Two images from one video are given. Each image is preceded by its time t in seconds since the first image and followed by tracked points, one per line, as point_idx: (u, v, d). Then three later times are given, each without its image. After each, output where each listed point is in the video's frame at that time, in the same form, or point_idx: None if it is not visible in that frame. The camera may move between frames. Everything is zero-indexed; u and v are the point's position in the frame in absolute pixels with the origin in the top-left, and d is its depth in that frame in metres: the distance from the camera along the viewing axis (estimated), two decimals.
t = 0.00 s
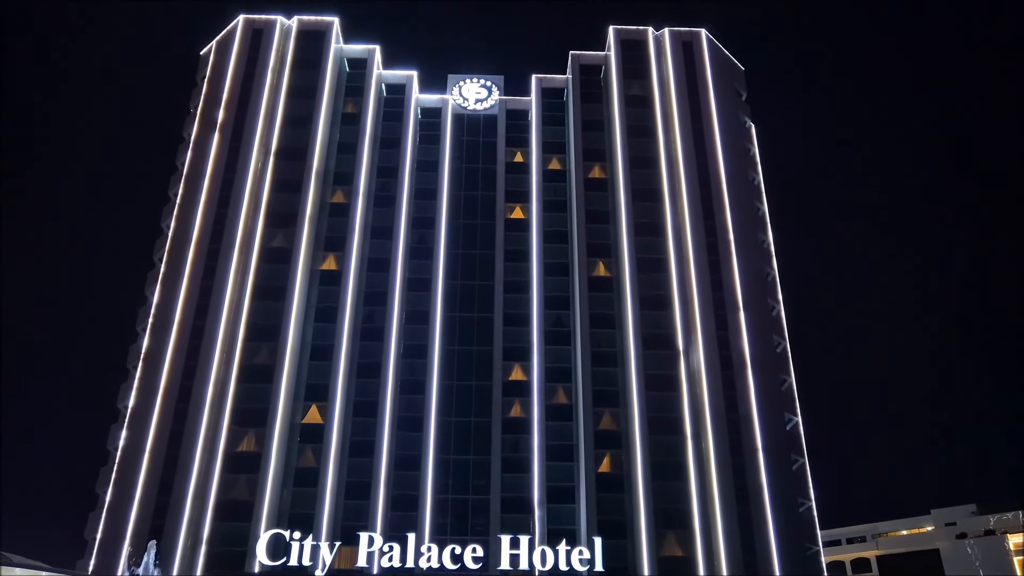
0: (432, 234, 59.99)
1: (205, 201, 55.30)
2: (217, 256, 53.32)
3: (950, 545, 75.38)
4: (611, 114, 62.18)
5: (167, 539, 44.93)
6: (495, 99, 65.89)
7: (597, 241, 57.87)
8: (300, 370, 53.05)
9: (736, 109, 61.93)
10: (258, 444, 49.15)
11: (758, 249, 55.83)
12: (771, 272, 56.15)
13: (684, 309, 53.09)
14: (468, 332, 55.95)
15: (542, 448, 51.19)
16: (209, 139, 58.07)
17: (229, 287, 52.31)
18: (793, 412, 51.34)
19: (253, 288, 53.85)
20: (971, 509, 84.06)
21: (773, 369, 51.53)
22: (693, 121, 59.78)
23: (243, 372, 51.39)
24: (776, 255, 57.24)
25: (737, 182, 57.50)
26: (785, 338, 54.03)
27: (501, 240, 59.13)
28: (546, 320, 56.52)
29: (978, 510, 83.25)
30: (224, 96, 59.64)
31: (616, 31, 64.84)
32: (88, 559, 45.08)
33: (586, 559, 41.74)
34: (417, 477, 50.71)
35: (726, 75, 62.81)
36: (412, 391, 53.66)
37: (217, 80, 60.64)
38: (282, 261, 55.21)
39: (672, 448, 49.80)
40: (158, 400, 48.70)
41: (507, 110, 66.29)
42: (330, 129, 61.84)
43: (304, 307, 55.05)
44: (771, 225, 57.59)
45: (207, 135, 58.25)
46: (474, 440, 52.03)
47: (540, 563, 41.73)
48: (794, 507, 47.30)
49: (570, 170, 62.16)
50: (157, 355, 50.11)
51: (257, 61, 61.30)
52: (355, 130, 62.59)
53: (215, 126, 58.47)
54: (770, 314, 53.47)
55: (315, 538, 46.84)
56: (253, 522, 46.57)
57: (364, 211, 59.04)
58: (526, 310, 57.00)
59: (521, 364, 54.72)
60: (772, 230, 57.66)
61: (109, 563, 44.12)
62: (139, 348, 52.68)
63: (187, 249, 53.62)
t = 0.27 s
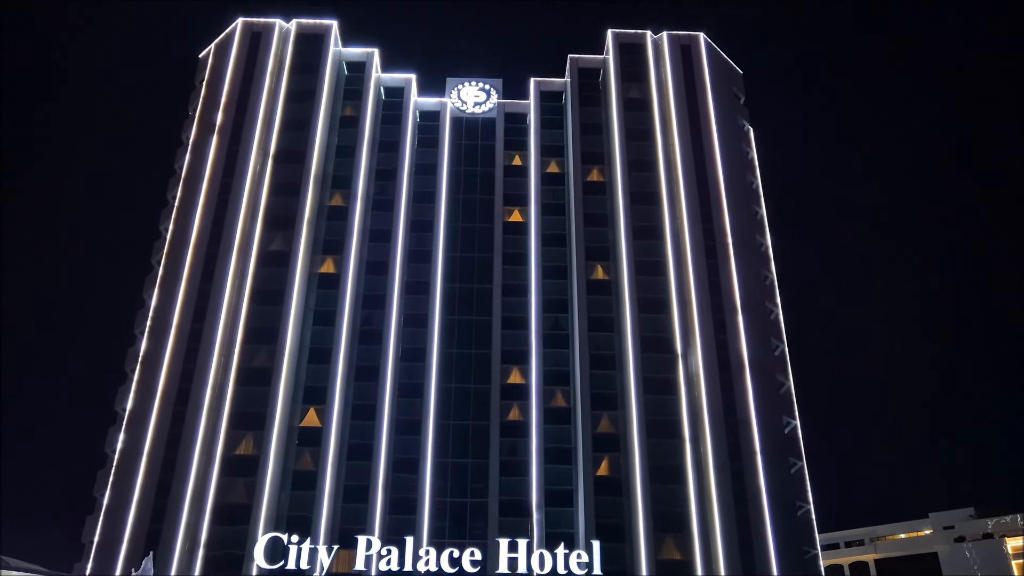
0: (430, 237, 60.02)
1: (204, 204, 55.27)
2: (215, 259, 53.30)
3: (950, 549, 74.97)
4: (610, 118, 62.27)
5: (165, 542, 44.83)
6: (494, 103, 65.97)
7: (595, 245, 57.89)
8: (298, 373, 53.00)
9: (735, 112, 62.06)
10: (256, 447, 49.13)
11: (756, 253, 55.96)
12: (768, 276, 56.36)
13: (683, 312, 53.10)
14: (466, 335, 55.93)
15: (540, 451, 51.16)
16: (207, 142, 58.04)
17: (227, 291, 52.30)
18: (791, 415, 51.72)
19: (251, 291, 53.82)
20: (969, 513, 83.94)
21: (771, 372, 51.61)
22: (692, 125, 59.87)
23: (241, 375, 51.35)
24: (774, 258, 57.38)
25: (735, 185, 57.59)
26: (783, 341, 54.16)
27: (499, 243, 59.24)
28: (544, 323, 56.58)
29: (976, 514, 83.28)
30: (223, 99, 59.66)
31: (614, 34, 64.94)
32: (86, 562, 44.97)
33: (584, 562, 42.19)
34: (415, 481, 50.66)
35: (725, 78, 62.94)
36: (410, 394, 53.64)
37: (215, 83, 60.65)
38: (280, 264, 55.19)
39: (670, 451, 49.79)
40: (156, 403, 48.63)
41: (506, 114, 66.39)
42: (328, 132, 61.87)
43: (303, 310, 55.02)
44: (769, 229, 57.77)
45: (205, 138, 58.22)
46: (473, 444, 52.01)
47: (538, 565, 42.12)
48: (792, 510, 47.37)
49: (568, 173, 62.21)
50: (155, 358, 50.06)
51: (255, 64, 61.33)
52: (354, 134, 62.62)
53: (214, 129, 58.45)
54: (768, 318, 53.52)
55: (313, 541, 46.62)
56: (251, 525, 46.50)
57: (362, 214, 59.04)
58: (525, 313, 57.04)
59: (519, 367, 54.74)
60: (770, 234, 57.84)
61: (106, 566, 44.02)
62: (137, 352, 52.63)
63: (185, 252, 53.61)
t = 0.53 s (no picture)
0: (429, 239, 60.02)
1: (202, 206, 55.23)
2: (214, 261, 53.28)
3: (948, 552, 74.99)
4: (608, 120, 62.31)
5: (162, 544, 44.73)
6: (492, 105, 66.07)
7: (593, 247, 57.89)
8: (296, 375, 52.94)
9: (733, 115, 62.17)
10: (254, 449, 49.05)
11: (755, 255, 56.03)
12: (766, 278, 56.46)
13: (681, 314, 53.15)
14: (465, 337, 55.92)
15: (538, 453, 51.17)
16: (206, 143, 58.00)
17: (225, 293, 52.25)
18: (790, 417, 51.91)
19: (249, 293, 53.79)
20: (967, 515, 83.86)
21: (769, 374, 51.64)
22: (691, 127, 59.93)
23: (239, 377, 51.27)
24: (772, 261, 57.49)
25: (733, 187, 57.65)
26: (781, 344, 54.25)
27: (498, 244, 59.25)
28: (543, 325, 56.59)
29: (975, 516, 83.35)
30: (222, 101, 59.66)
31: (613, 36, 65.02)
32: (84, 564, 44.88)
33: (582, 563, 42.20)
34: (414, 482, 50.62)
35: (723, 81, 63.04)
36: (409, 396, 53.60)
37: (214, 85, 60.64)
38: (278, 266, 55.16)
39: (668, 453, 49.83)
40: (154, 405, 48.57)
41: (504, 116, 66.46)
42: (327, 134, 61.87)
43: (301, 312, 54.98)
44: (767, 232, 57.85)
45: (204, 139, 58.17)
46: (471, 446, 51.97)
47: (536, 567, 42.16)
48: (789, 512, 47.45)
49: (567, 175, 62.22)
50: (153, 359, 49.99)
51: (254, 66, 61.37)
52: (353, 135, 62.62)
53: (213, 131, 58.41)
54: (766, 320, 53.58)
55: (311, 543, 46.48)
56: (249, 527, 46.44)
57: (361, 216, 59.02)
58: (523, 315, 57.04)
59: (518, 369, 54.75)
60: (768, 236, 57.94)
61: (104, 568, 43.97)
62: (135, 353, 52.59)
63: (183, 254, 53.57)
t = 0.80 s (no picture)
0: (427, 240, 60.01)
1: (200, 207, 55.18)
2: (212, 262, 53.26)
3: (946, 553, 75.11)
4: (607, 121, 62.32)
5: (160, 545, 44.72)
6: (491, 106, 66.08)
7: (592, 248, 57.92)
8: (295, 376, 52.90)
9: (731, 116, 62.28)
10: (252, 449, 48.97)
11: (753, 257, 56.04)
12: (765, 279, 56.48)
13: (679, 315, 53.21)
14: (463, 338, 55.92)
15: (537, 454, 51.19)
16: (205, 143, 57.98)
17: (223, 293, 52.20)
18: (788, 418, 51.92)
19: (247, 293, 53.75)
20: (965, 516, 83.73)
21: (767, 375, 51.62)
22: (689, 128, 60.00)
23: (237, 378, 51.22)
24: (770, 261, 57.54)
25: (732, 189, 57.64)
26: (779, 345, 54.29)
27: (496, 245, 59.22)
28: (541, 325, 56.61)
29: (973, 517, 83.39)
30: (220, 102, 59.63)
31: (611, 37, 65.06)
32: (82, 564, 44.85)
33: (580, 564, 42.18)
34: (412, 483, 50.61)
35: (721, 82, 63.12)
36: (407, 397, 53.59)
37: (212, 86, 60.64)
38: (277, 266, 55.11)
39: (667, 455, 49.84)
40: (152, 405, 48.54)
41: (503, 116, 66.48)
42: (325, 134, 61.87)
43: (300, 313, 54.95)
44: (765, 233, 57.88)
45: (202, 140, 58.14)
46: (469, 447, 51.93)
47: (534, 568, 42.22)
48: (788, 513, 47.45)
49: (565, 176, 62.23)
50: (151, 360, 49.93)
51: (253, 67, 61.35)
52: (351, 136, 62.60)
53: (211, 131, 58.38)
54: (764, 321, 53.59)
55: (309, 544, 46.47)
56: (247, 527, 46.38)
57: (359, 216, 59.01)
58: (521, 315, 57.04)
59: (516, 370, 54.76)
60: (766, 237, 57.97)
61: (101, 569, 43.92)
62: (133, 354, 52.56)
63: (181, 254, 53.52)
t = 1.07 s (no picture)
0: (425, 240, 60.02)
1: (198, 207, 55.11)
2: (210, 262, 53.20)
3: (943, 553, 74.65)
4: (605, 121, 62.35)
5: (159, 545, 44.65)
6: (489, 106, 66.10)
7: (589, 248, 57.97)
8: (293, 376, 52.88)
9: (729, 116, 62.33)
10: (250, 450, 48.94)
11: (751, 257, 56.08)
12: (763, 279, 56.48)
13: (677, 316, 53.28)
14: (461, 338, 55.94)
15: (534, 454, 51.16)
16: (202, 143, 57.92)
17: (221, 293, 52.14)
18: (786, 419, 51.93)
19: (245, 293, 53.72)
20: (962, 516, 83.75)
21: (765, 375, 51.64)
22: (687, 128, 60.07)
23: (235, 378, 51.17)
24: (768, 262, 57.56)
25: (730, 189, 57.69)
26: (777, 345, 54.28)
27: (494, 245, 59.23)
28: (539, 325, 56.65)
29: (971, 516, 83.29)
30: (218, 101, 59.57)
31: (609, 38, 65.11)
32: (79, 564, 44.70)
33: (578, 564, 42.20)
34: (410, 483, 50.62)
35: (719, 82, 63.19)
36: (405, 397, 53.61)
37: (210, 85, 60.58)
38: (275, 266, 55.09)
39: (664, 455, 49.88)
40: (150, 405, 48.47)
41: (501, 116, 66.48)
42: (324, 135, 61.88)
43: (298, 313, 54.93)
44: (763, 233, 57.89)
45: (200, 139, 58.09)
46: (467, 447, 51.96)
47: (532, 568, 42.22)
48: (786, 513, 47.48)
49: (563, 176, 62.27)
50: (149, 360, 49.83)
51: (251, 67, 61.30)
52: (349, 136, 62.58)
53: (209, 131, 58.31)
54: (762, 322, 53.64)
55: (307, 544, 46.57)
56: (245, 528, 46.34)
57: (357, 216, 59.03)
58: (519, 315, 57.07)
59: (514, 370, 54.79)
60: (764, 237, 58.00)
61: (99, 569, 43.80)
62: (131, 354, 52.45)
63: (179, 254, 53.43)
